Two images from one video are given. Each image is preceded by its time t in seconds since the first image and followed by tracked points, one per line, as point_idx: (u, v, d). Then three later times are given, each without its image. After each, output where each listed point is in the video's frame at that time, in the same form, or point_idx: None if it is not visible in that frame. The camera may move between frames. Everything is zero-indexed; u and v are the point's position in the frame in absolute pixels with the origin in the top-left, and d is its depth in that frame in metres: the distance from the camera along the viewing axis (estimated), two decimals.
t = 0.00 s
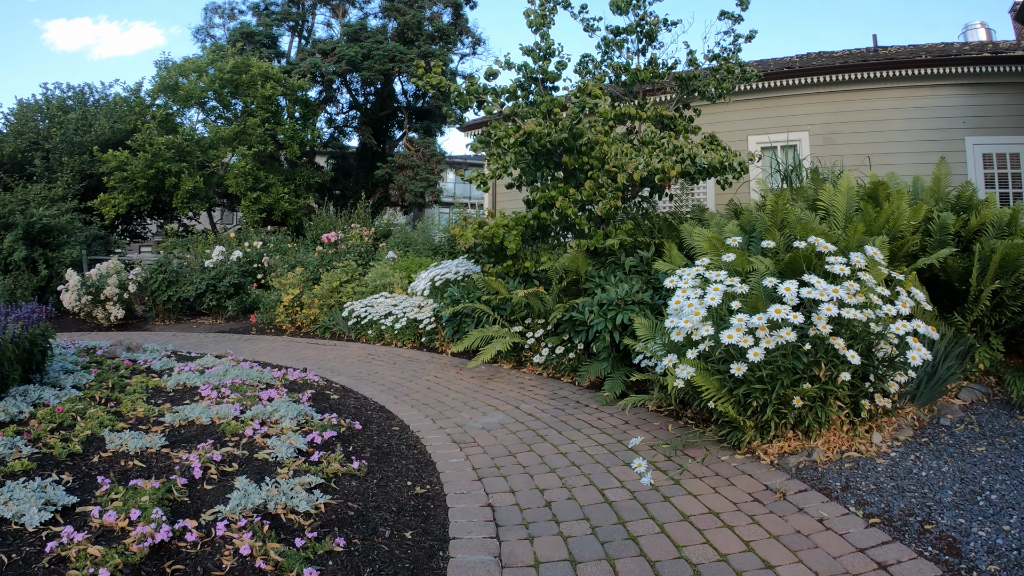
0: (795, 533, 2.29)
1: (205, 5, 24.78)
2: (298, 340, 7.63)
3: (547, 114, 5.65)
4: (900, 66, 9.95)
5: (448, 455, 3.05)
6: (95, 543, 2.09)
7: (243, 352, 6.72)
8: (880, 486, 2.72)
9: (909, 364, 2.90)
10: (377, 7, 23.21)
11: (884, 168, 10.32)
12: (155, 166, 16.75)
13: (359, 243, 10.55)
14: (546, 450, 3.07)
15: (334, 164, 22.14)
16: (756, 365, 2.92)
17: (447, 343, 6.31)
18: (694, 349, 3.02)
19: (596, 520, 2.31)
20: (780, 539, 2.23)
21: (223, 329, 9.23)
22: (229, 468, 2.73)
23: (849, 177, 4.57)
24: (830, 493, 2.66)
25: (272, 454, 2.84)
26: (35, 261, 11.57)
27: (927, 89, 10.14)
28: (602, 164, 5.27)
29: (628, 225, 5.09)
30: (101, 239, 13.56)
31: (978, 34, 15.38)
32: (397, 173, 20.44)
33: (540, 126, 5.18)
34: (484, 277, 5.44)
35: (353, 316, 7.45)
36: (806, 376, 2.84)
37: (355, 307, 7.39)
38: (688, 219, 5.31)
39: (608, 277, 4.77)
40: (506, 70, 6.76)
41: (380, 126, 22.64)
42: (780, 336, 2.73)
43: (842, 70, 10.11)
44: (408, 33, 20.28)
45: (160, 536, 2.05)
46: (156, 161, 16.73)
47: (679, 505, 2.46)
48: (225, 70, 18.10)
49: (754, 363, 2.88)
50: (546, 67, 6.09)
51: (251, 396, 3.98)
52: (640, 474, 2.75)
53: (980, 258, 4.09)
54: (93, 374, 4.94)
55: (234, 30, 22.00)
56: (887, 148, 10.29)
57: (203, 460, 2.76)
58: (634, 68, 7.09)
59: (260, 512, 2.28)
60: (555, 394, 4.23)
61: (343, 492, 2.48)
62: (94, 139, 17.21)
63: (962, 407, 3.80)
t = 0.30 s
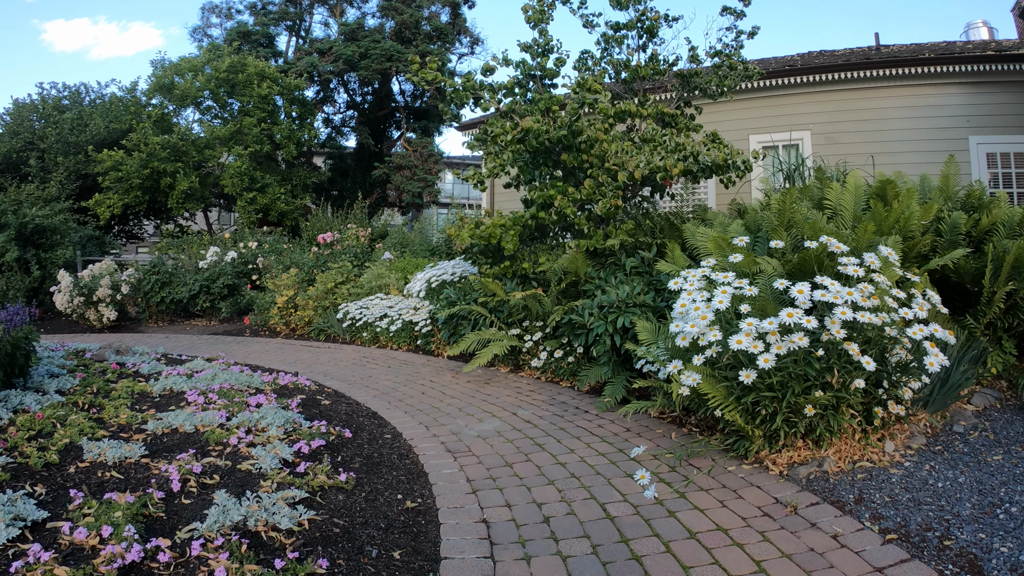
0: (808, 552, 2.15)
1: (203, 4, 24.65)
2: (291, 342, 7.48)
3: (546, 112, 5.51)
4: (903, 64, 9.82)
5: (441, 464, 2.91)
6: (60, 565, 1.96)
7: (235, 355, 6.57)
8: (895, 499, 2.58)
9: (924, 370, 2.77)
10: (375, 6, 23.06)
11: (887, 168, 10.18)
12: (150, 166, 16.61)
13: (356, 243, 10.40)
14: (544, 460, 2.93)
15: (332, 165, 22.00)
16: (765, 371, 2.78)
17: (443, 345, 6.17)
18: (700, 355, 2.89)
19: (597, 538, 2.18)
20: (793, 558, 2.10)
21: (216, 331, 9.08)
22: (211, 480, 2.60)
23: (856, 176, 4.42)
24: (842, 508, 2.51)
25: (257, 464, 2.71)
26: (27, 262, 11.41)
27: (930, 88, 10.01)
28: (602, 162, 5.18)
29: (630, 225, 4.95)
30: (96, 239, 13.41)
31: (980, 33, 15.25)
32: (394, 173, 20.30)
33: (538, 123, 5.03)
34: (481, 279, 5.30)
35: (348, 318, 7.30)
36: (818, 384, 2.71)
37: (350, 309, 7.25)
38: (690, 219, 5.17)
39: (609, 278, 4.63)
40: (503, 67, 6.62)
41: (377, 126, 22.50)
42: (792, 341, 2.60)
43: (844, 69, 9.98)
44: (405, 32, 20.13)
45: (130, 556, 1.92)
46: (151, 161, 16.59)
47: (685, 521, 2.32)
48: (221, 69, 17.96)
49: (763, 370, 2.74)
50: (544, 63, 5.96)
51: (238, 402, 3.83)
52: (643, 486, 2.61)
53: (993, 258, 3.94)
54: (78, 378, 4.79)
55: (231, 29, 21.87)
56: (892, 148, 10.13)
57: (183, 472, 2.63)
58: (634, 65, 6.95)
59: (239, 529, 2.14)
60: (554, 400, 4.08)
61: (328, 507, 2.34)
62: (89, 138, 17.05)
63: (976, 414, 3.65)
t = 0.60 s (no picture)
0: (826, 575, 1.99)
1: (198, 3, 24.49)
2: (284, 345, 7.32)
3: (543, 109, 5.36)
4: (906, 62, 9.69)
5: (434, 476, 2.76)
6: None
7: (226, 358, 6.41)
8: (913, 514, 2.41)
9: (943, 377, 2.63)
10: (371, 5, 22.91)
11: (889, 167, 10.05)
12: (143, 166, 16.44)
13: (351, 244, 10.25)
14: (542, 473, 2.77)
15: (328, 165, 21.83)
16: (777, 380, 2.63)
17: (438, 349, 6.01)
18: (708, 362, 2.74)
19: (599, 560, 2.02)
20: None
21: (208, 333, 8.91)
22: (186, 496, 2.43)
23: (865, 173, 4.27)
24: (859, 524, 2.34)
25: (237, 478, 2.54)
26: (18, 263, 11.24)
27: (933, 86, 9.87)
28: (602, 159, 5.02)
29: (630, 225, 4.80)
30: (89, 239, 13.23)
31: (982, 32, 15.13)
32: (391, 173, 20.14)
33: (535, 119, 4.87)
34: (477, 280, 5.15)
35: (341, 320, 7.14)
36: (833, 392, 2.56)
37: (343, 311, 7.09)
38: (691, 218, 5.01)
39: (609, 279, 4.48)
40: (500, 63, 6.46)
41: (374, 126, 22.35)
42: (808, 348, 2.46)
43: (847, 67, 9.85)
44: (402, 31, 19.96)
45: None
46: (145, 161, 16.42)
47: (694, 540, 2.17)
48: (216, 68, 17.80)
49: (776, 378, 2.60)
50: (542, 59, 5.81)
51: (223, 409, 3.67)
52: (648, 501, 2.45)
53: (1009, 258, 3.78)
54: (60, 383, 4.63)
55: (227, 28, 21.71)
56: (894, 146, 10.00)
57: (155, 487, 2.46)
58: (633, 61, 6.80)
59: (211, 552, 1.98)
60: (551, 406, 3.92)
61: (309, 526, 2.18)
62: (83, 138, 16.88)
63: (992, 420, 3.48)
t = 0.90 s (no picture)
0: None
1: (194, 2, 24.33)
2: (276, 347, 7.18)
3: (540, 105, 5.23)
4: (908, 61, 9.56)
5: (427, 488, 2.62)
6: None
7: (216, 360, 6.27)
8: (930, 527, 2.27)
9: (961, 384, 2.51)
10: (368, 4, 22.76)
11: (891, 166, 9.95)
12: (137, 166, 16.30)
13: (346, 244, 10.11)
14: (540, 484, 2.64)
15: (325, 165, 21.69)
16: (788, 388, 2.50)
17: (433, 351, 5.88)
18: (716, 369, 2.62)
19: None
20: None
21: (200, 334, 8.76)
22: (162, 511, 2.29)
23: (871, 170, 4.14)
24: (872, 539, 2.20)
25: (217, 492, 2.40)
26: (9, 264, 11.07)
27: (935, 85, 9.75)
28: (600, 157, 4.89)
29: (629, 225, 4.67)
30: (82, 240, 13.08)
31: (983, 31, 15.02)
32: (387, 173, 19.98)
33: (532, 115, 4.73)
34: (472, 281, 5.01)
35: (335, 322, 7.01)
36: (847, 401, 2.44)
37: (337, 313, 6.95)
38: (692, 218, 4.88)
39: (608, 280, 4.36)
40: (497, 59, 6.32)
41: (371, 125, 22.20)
42: (822, 354, 2.33)
43: (849, 65, 9.73)
44: (399, 30, 19.80)
45: None
46: (138, 160, 16.28)
47: (701, 559, 2.04)
48: (211, 66, 17.64)
49: (787, 387, 2.47)
50: (539, 54, 5.67)
51: (208, 415, 3.52)
52: (651, 516, 2.32)
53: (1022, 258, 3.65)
54: (43, 387, 4.48)
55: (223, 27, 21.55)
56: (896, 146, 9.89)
57: (130, 501, 2.32)
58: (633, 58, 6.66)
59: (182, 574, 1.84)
60: (549, 412, 3.79)
61: (291, 545, 2.05)
62: (76, 137, 16.71)
63: (1006, 426, 3.33)
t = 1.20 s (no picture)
0: None
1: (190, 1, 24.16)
2: (269, 349, 7.04)
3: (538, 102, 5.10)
4: (909, 59, 9.46)
5: (419, 502, 2.49)
6: None
7: (206, 363, 6.14)
8: (949, 543, 2.13)
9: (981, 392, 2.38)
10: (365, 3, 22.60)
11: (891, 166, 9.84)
12: (131, 165, 16.16)
13: (341, 244, 9.97)
14: (538, 497, 2.51)
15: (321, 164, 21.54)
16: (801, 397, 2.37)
17: (428, 354, 5.74)
18: (725, 377, 2.49)
19: None
20: None
21: (192, 336, 8.62)
22: (135, 527, 2.15)
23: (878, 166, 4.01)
24: (887, 557, 2.07)
25: (195, 507, 2.26)
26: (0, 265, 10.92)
27: (936, 84, 9.65)
28: (600, 154, 4.77)
29: (629, 224, 4.55)
30: (75, 240, 12.93)
31: (984, 30, 14.91)
32: (383, 173, 19.83)
33: (530, 110, 4.59)
34: (468, 282, 4.88)
35: (328, 324, 6.87)
36: (862, 410, 2.32)
37: (330, 314, 6.81)
38: (694, 217, 4.76)
39: (607, 281, 4.23)
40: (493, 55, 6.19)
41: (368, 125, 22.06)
42: (838, 362, 2.21)
43: (851, 63, 9.61)
44: (395, 28, 19.65)
45: None
46: (132, 160, 16.15)
47: None
48: (206, 65, 17.50)
49: (800, 396, 2.35)
50: (536, 50, 5.54)
51: (192, 422, 3.38)
52: (654, 533, 2.19)
53: None
54: (25, 392, 4.33)
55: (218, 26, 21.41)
56: (896, 145, 9.78)
57: (102, 516, 2.17)
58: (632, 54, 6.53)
59: None
60: (546, 418, 3.65)
61: (271, 565, 1.91)
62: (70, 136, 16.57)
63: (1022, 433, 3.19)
